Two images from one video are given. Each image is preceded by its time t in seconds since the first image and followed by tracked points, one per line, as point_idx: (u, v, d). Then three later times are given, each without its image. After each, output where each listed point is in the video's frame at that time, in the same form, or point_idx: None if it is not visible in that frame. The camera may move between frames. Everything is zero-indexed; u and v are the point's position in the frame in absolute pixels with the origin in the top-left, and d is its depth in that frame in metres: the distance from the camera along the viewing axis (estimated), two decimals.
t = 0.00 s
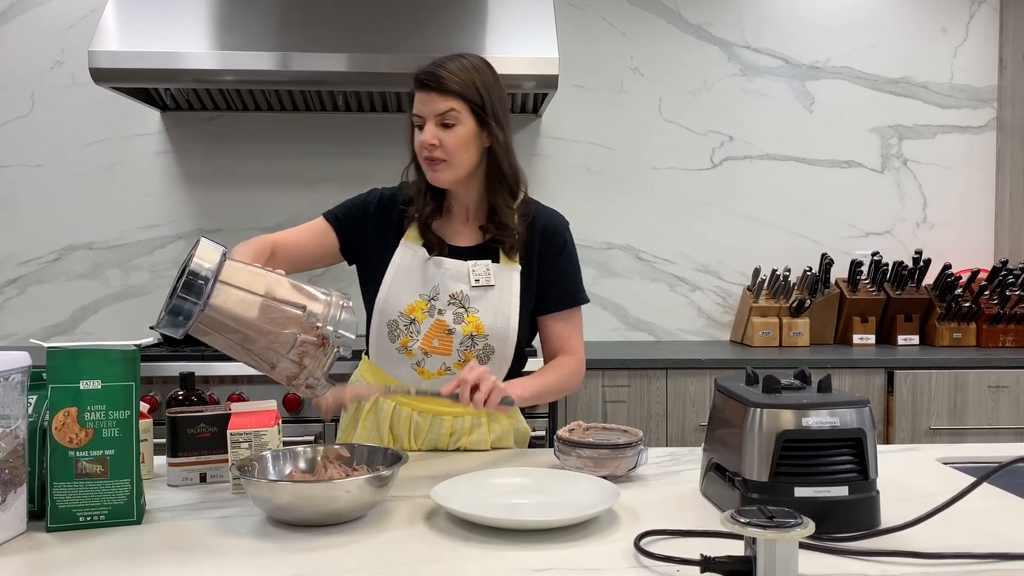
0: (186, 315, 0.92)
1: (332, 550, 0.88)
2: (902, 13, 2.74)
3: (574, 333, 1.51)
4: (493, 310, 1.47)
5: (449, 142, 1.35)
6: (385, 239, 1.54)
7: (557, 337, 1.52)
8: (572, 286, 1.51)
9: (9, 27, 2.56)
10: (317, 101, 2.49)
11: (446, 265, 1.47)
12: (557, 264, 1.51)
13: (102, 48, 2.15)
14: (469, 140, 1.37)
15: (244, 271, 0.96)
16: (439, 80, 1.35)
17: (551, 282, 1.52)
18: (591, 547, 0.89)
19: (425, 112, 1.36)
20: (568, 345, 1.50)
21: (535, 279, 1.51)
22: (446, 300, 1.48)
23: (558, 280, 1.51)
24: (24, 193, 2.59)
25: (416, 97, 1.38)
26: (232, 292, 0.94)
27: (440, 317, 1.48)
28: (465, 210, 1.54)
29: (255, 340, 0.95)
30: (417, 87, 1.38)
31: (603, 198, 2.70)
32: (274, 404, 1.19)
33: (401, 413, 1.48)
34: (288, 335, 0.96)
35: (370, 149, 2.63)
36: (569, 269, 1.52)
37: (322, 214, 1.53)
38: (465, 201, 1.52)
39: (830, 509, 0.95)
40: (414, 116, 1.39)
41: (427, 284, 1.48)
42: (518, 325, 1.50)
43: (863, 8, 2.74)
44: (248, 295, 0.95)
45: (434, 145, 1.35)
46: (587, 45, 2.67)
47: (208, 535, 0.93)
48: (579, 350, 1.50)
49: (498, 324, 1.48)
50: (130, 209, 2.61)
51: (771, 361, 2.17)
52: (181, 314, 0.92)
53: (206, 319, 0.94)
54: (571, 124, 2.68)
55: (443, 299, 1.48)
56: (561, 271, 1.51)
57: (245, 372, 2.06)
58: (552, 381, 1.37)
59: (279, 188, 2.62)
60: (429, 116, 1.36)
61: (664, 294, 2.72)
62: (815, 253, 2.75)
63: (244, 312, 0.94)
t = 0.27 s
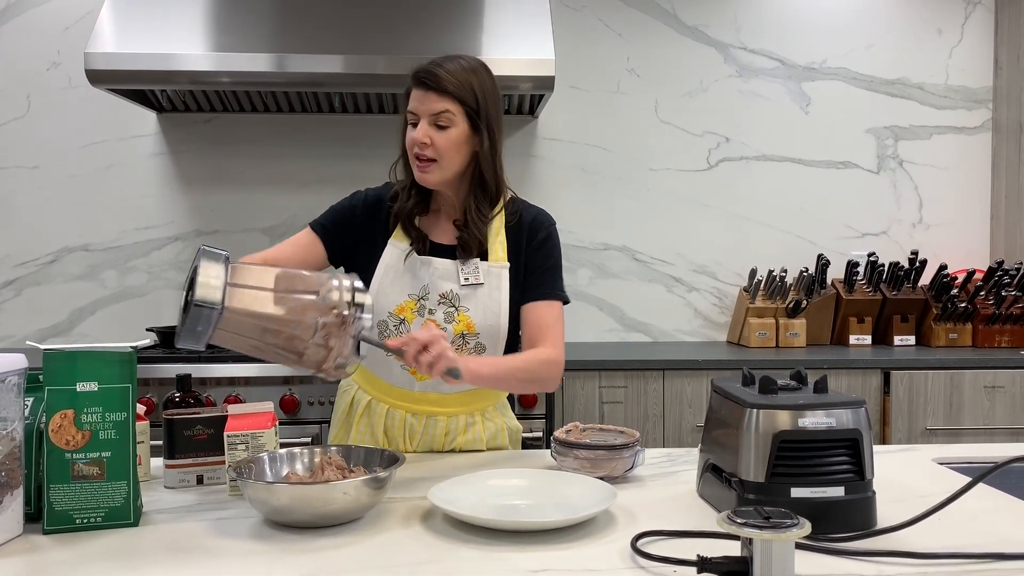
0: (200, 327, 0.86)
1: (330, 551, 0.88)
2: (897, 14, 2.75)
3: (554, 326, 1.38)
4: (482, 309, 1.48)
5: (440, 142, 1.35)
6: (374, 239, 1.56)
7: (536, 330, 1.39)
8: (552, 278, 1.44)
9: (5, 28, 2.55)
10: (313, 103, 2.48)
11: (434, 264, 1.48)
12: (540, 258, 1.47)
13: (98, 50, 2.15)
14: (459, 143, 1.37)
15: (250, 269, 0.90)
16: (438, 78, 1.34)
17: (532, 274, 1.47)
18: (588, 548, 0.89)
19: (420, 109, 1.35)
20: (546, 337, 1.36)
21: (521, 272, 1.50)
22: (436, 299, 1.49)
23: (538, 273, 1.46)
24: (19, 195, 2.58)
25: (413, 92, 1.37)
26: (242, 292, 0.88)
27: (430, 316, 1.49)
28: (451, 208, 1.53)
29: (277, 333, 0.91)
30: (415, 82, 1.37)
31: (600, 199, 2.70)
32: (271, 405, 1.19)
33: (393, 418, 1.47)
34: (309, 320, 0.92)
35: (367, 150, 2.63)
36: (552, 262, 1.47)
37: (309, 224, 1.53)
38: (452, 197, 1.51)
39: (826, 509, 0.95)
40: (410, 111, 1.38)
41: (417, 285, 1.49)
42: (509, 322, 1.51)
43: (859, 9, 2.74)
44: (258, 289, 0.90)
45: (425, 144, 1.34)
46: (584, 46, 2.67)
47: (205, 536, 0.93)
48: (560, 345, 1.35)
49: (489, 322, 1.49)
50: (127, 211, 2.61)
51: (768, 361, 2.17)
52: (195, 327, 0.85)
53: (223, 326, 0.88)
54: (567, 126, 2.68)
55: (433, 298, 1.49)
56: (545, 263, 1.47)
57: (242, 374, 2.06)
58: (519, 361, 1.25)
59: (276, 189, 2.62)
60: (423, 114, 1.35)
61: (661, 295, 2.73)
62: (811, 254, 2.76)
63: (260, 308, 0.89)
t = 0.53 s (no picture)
0: (195, 318, 0.92)
1: (330, 553, 0.88)
2: (895, 16, 2.76)
3: (561, 306, 1.36)
4: (480, 312, 1.49)
5: (475, 166, 1.35)
6: (376, 242, 1.55)
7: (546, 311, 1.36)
8: (550, 274, 1.43)
9: (4, 31, 2.55)
10: (312, 105, 2.49)
11: (433, 267, 1.48)
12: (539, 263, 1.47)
13: (97, 52, 2.15)
14: (489, 168, 1.38)
15: (217, 253, 0.96)
16: (487, 100, 1.34)
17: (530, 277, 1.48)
18: (588, 550, 0.89)
19: (464, 127, 1.34)
20: (550, 315, 1.34)
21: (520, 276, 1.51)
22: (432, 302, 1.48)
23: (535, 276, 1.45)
24: (18, 198, 2.58)
25: (459, 106, 1.36)
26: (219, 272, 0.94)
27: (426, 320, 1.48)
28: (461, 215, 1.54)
29: (264, 292, 0.95)
30: (464, 98, 1.35)
31: (599, 201, 2.71)
32: (270, 408, 1.19)
33: (388, 420, 1.46)
34: (286, 268, 0.95)
35: (366, 152, 2.63)
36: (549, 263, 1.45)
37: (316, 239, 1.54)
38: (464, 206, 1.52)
39: (825, 510, 0.95)
40: (451, 123, 1.36)
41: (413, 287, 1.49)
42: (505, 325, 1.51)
43: (857, 11, 2.75)
44: (231, 262, 0.95)
45: (460, 163, 1.34)
46: (582, 48, 2.68)
47: (205, 539, 0.93)
48: (567, 322, 1.33)
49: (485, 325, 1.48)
50: (126, 213, 2.61)
51: (767, 362, 2.18)
52: (191, 319, 0.91)
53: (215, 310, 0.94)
54: (566, 127, 2.68)
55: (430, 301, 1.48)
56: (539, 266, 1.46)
57: (241, 376, 2.06)
58: (516, 328, 1.25)
59: (275, 192, 2.63)
60: (466, 132, 1.34)
61: (660, 296, 2.73)
62: (810, 255, 2.76)
63: (239, 276, 0.94)
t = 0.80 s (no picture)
0: (199, 321, 0.91)
1: (329, 555, 0.88)
2: (895, 16, 2.76)
3: (570, 291, 1.34)
4: (482, 314, 1.51)
5: (487, 176, 1.35)
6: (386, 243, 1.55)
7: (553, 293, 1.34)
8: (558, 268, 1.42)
9: (4, 32, 2.56)
10: (312, 106, 2.49)
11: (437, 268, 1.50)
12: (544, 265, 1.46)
13: (97, 53, 2.15)
14: (501, 179, 1.38)
15: (214, 256, 0.96)
16: (507, 110, 1.33)
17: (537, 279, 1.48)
18: (588, 551, 0.89)
19: (482, 135, 1.33)
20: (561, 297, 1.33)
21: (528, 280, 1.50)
22: (435, 305, 1.51)
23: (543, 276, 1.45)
24: (19, 199, 2.58)
25: (478, 114, 1.35)
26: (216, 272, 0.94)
27: (429, 322, 1.50)
28: (470, 220, 1.54)
29: (263, 290, 0.95)
30: (485, 106, 1.34)
31: (599, 202, 2.71)
32: (270, 409, 1.19)
33: (389, 421, 1.46)
34: (280, 264, 0.95)
35: (365, 153, 2.63)
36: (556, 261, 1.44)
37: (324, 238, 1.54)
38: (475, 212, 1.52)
39: (825, 511, 0.95)
40: (469, 128, 1.35)
41: (418, 289, 1.51)
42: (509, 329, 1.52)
43: (857, 11, 2.75)
44: (227, 263, 0.95)
45: (473, 171, 1.33)
46: (582, 49, 2.68)
47: (204, 540, 0.93)
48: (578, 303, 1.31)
49: (488, 328, 1.49)
50: (126, 215, 2.61)
51: (767, 363, 2.17)
52: (195, 324, 0.91)
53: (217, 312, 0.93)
54: (566, 128, 2.68)
55: (433, 304, 1.51)
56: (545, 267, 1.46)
57: (241, 377, 2.06)
58: (533, 296, 1.22)
59: (275, 193, 2.63)
60: (484, 141, 1.33)
61: (660, 297, 2.73)
62: (810, 255, 2.76)
63: (235, 275, 0.94)
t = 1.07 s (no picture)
0: (212, 315, 0.92)
1: (332, 554, 0.88)
2: (898, 15, 2.75)
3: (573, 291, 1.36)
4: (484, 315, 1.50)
5: (491, 182, 1.35)
6: (386, 242, 1.55)
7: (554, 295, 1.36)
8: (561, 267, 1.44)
9: (6, 32, 2.56)
10: (314, 106, 2.49)
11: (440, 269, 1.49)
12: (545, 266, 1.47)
13: (99, 53, 2.15)
14: (505, 186, 1.38)
15: (234, 252, 0.97)
16: (514, 118, 1.33)
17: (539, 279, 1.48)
18: (591, 550, 0.89)
19: (488, 143, 1.33)
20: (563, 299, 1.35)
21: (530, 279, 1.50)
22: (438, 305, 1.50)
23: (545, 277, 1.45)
24: (21, 199, 2.59)
25: (486, 119, 1.35)
26: (235, 269, 0.95)
27: (431, 322, 1.50)
28: (472, 221, 1.54)
29: (280, 291, 0.95)
30: (494, 112, 1.34)
31: (602, 201, 2.70)
32: (273, 408, 1.19)
33: (392, 420, 1.46)
34: (298, 266, 0.95)
35: (367, 152, 2.63)
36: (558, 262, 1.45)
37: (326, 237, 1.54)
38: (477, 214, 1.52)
39: (828, 510, 0.95)
40: (475, 133, 1.35)
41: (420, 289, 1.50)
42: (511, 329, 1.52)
43: (859, 10, 2.74)
44: (247, 261, 0.95)
45: (477, 177, 1.33)
46: (584, 48, 2.67)
47: (207, 539, 0.93)
48: (579, 306, 1.33)
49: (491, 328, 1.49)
50: (128, 214, 2.61)
51: (770, 362, 2.17)
52: (208, 317, 0.92)
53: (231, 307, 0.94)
54: (568, 127, 2.68)
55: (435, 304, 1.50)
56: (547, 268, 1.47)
57: (244, 376, 2.06)
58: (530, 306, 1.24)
59: (277, 192, 2.63)
60: (490, 148, 1.33)
61: (662, 296, 2.73)
62: (813, 255, 2.76)
63: (254, 274, 0.94)
